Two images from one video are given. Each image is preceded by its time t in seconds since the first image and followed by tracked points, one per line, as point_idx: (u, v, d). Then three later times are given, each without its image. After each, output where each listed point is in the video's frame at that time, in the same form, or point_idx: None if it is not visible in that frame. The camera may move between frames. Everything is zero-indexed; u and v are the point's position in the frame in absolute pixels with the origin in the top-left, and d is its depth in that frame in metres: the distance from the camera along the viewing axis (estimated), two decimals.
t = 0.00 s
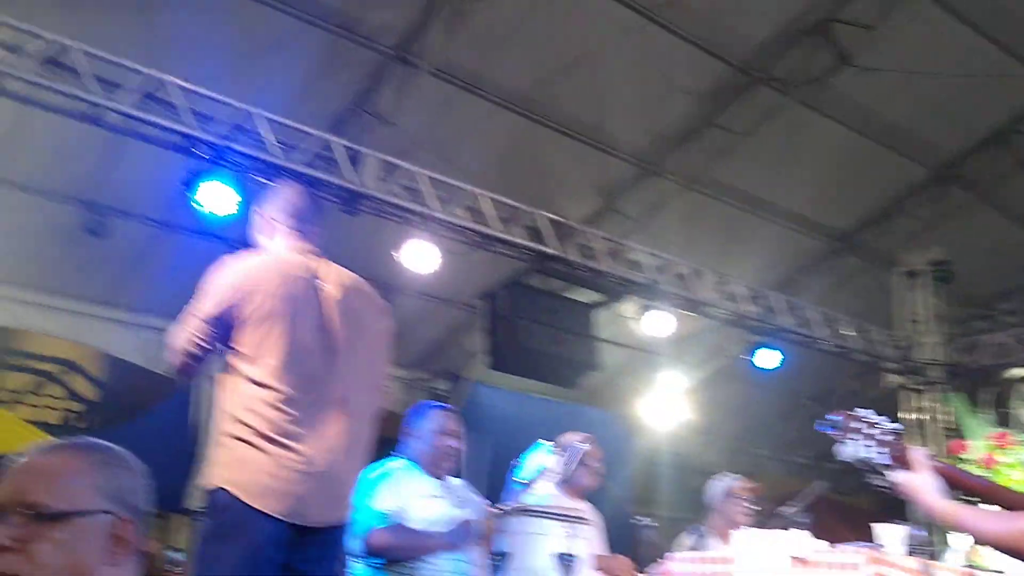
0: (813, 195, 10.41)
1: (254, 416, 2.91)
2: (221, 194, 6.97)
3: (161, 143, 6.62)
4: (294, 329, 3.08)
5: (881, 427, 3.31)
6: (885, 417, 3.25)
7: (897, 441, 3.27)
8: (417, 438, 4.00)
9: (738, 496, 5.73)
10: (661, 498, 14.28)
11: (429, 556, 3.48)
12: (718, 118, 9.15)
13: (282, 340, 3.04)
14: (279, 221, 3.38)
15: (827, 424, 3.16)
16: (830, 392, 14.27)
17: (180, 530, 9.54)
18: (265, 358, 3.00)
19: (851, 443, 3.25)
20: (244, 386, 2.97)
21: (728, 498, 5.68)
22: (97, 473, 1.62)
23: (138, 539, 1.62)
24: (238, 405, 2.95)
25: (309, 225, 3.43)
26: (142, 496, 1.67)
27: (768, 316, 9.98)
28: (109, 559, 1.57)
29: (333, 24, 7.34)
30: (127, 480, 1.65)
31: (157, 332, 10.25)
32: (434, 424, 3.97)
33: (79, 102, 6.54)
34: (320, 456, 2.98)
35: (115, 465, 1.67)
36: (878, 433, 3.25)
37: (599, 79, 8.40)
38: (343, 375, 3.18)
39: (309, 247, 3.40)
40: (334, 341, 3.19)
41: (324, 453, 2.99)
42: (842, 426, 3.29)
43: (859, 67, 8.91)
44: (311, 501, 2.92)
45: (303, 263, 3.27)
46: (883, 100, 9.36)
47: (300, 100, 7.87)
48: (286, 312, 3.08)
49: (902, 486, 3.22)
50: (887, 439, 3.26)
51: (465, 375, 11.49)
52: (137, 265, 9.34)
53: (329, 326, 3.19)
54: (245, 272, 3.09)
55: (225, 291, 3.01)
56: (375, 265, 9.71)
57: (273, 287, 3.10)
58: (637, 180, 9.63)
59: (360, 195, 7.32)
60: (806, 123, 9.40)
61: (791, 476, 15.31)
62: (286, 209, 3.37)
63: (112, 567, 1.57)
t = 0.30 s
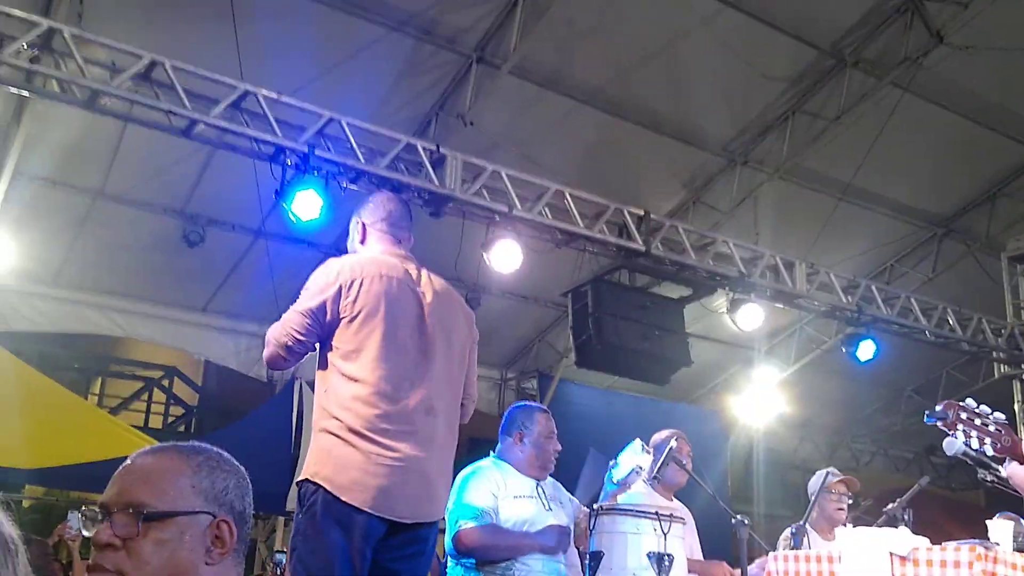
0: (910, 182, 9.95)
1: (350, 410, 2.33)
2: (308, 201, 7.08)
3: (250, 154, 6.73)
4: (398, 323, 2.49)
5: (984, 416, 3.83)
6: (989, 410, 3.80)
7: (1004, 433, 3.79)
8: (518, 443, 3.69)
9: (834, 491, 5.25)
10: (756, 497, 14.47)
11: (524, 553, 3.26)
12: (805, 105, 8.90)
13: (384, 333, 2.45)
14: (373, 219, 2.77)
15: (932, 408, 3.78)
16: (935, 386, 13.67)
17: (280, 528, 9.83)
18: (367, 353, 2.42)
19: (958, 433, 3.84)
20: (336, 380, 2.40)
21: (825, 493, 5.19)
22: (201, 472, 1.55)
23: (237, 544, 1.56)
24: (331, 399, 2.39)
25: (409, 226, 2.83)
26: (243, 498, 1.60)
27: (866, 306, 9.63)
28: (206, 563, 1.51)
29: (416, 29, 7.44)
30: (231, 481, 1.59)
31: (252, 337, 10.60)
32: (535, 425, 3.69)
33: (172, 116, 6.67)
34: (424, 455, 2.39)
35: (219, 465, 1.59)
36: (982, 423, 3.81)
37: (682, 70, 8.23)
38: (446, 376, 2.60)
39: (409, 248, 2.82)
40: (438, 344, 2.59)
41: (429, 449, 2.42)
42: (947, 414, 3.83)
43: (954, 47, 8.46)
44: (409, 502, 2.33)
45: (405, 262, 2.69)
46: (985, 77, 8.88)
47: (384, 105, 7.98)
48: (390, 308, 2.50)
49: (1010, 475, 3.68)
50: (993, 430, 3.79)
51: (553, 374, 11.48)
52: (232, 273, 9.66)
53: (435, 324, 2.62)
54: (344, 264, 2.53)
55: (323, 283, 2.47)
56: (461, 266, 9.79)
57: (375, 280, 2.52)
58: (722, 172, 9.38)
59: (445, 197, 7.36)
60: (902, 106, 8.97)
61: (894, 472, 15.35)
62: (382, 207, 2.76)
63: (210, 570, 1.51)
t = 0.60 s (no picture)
0: (920, 182, 9.90)
1: (346, 411, 2.28)
2: (317, 201, 7.09)
3: (258, 154, 6.74)
4: (394, 327, 2.46)
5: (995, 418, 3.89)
6: (1002, 412, 3.88)
7: (1015, 436, 3.87)
8: (532, 445, 3.69)
9: (844, 494, 5.25)
10: (765, 498, 14.39)
11: (533, 552, 3.25)
12: (814, 105, 8.88)
13: (380, 335, 2.42)
14: (372, 226, 2.75)
15: (945, 409, 3.80)
16: (946, 386, 13.60)
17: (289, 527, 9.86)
18: (365, 355, 2.38)
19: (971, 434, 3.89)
20: (333, 381, 2.36)
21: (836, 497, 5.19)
22: (207, 471, 1.55)
23: (243, 543, 1.54)
24: (325, 400, 2.34)
25: (410, 233, 2.82)
26: (249, 497, 1.59)
27: (876, 306, 9.60)
28: (213, 561, 1.50)
29: (425, 29, 7.46)
30: (236, 480, 1.58)
31: (261, 337, 10.64)
32: (550, 428, 3.71)
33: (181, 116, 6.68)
34: (417, 458, 2.34)
35: (225, 464, 1.59)
36: (994, 425, 3.89)
37: (691, 70, 8.22)
38: (443, 381, 2.56)
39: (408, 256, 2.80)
40: (436, 349, 2.56)
41: (422, 454, 2.37)
42: (959, 415, 3.87)
43: (963, 46, 8.43)
44: (400, 504, 2.27)
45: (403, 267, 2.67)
46: (996, 76, 8.84)
47: (392, 105, 7.99)
48: (388, 310, 2.47)
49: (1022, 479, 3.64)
50: (1005, 431, 3.87)
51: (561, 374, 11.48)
52: (241, 273, 9.70)
53: (431, 328, 2.58)
54: (343, 267, 2.51)
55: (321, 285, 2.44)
56: (469, 266, 9.80)
57: (373, 283, 2.50)
58: (730, 172, 9.36)
59: (454, 196, 7.36)
60: (911, 105, 8.93)
61: (905, 472, 15.28)
62: (382, 215, 2.75)
63: (216, 569, 1.50)
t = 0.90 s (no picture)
0: (920, 182, 9.91)
1: (338, 413, 2.28)
2: (317, 201, 7.11)
3: (259, 153, 6.75)
4: (379, 322, 2.40)
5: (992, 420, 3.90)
6: (1000, 412, 3.88)
7: (1013, 435, 3.88)
8: (530, 444, 3.69)
9: (840, 492, 5.26)
10: (764, 498, 14.41)
11: (533, 551, 3.26)
12: (814, 105, 8.89)
13: (363, 334, 2.37)
14: (360, 219, 2.67)
15: (943, 409, 3.77)
16: (945, 387, 13.62)
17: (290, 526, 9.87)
18: (348, 356, 2.35)
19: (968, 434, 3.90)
20: (326, 384, 2.37)
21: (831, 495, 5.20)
22: (202, 470, 1.55)
23: (239, 541, 1.54)
24: (320, 403, 2.35)
25: (401, 222, 2.72)
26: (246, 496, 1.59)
27: (876, 306, 9.62)
28: (209, 560, 1.50)
29: (425, 29, 7.46)
30: (232, 479, 1.59)
31: (261, 336, 10.64)
32: (548, 427, 3.71)
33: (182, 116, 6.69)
34: (416, 450, 2.29)
35: (221, 463, 1.59)
36: (991, 425, 3.90)
37: (691, 70, 8.23)
38: (441, 367, 2.46)
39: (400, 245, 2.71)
40: (428, 336, 2.46)
41: (422, 444, 2.31)
42: (956, 415, 3.89)
43: (963, 46, 8.45)
44: (402, 499, 2.23)
45: (390, 259, 2.59)
46: (996, 75, 8.85)
47: (393, 105, 8.00)
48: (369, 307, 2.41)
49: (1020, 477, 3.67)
50: (1002, 432, 3.88)
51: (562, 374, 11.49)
52: (242, 272, 9.71)
53: (423, 317, 2.49)
54: (322, 269, 2.47)
55: (301, 290, 2.43)
56: (470, 266, 9.81)
57: (353, 280, 2.44)
58: (730, 171, 9.37)
59: (454, 196, 7.36)
60: (911, 106, 8.94)
61: (905, 472, 15.30)
62: (367, 207, 2.66)
63: (212, 567, 1.50)
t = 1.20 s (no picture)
0: (920, 180, 9.89)
1: (311, 409, 2.29)
2: (317, 199, 7.10)
3: (259, 152, 6.74)
4: (355, 318, 2.36)
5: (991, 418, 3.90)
6: (999, 411, 3.87)
7: (1011, 434, 3.89)
8: (529, 442, 3.68)
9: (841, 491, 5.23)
10: (765, 497, 14.41)
11: (533, 549, 3.25)
12: (814, 103, 8.88)
13: (336, 329, 2.35)
14: (367, 227, 2.69)
15: (943, 408, 3.75)
16: (945, 385, 13.60)
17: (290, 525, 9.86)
18: (322, 353, 2.35)
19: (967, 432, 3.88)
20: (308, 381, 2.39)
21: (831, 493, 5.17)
22: (202, 469, 1.55)
23: (240, 539, 1.55)
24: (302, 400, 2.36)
25: (411, 228, 2.68)
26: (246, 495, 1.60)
27: (876, 305, 9.60)
28: (211, 558, 1.50)
29: (425, 28, 7.45)
30: (232, 477, 1.59)
31: (261, 334, 10.63)
32: (547, 425, 3.71)
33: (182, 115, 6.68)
34: (387, 446, 2.21)
35: (221, 462, 1.59)
36: (991, 423, 3.90)
37: (692, 69, 8.23)
38: (420, 366, 2.36)
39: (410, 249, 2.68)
40: (406, 333, 2.37)
41: (396, 441, 2.23)
42: (955, 414, 3.89)
43: (964, 44, 8.44)
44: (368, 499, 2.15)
45: (388, 259, 2.56)
46: (997, 73, 8.84)
47: (392, 103, 7.98)
48: (344, 303, 2.39)
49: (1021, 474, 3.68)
50: (1001, 431, 3.88)
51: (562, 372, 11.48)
52: (241, 271, 9.70)
53: (402, 313, 2.40)
54: (311, 270, 2.50)
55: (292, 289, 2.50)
56: (470, 264, 9.79)
57: (335, 278, 2.44)
58: (730, 170, 9.36)
59: (453, 195, 7.35)
60: (912, 104, 8.93)
61: (906, 471, 15.30)
62: (374, 214, 2.67)
63: (214, 565, 1.50)
